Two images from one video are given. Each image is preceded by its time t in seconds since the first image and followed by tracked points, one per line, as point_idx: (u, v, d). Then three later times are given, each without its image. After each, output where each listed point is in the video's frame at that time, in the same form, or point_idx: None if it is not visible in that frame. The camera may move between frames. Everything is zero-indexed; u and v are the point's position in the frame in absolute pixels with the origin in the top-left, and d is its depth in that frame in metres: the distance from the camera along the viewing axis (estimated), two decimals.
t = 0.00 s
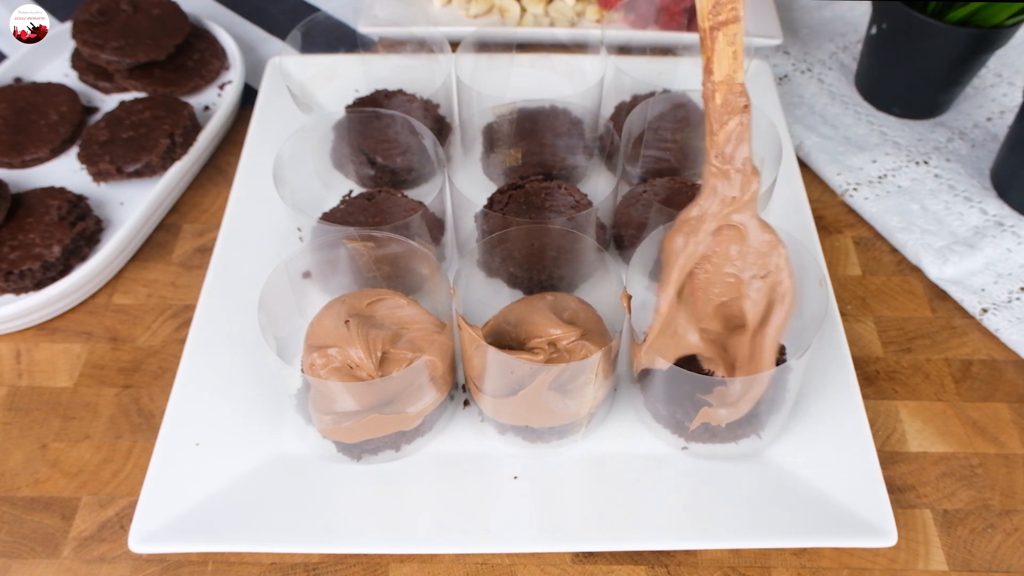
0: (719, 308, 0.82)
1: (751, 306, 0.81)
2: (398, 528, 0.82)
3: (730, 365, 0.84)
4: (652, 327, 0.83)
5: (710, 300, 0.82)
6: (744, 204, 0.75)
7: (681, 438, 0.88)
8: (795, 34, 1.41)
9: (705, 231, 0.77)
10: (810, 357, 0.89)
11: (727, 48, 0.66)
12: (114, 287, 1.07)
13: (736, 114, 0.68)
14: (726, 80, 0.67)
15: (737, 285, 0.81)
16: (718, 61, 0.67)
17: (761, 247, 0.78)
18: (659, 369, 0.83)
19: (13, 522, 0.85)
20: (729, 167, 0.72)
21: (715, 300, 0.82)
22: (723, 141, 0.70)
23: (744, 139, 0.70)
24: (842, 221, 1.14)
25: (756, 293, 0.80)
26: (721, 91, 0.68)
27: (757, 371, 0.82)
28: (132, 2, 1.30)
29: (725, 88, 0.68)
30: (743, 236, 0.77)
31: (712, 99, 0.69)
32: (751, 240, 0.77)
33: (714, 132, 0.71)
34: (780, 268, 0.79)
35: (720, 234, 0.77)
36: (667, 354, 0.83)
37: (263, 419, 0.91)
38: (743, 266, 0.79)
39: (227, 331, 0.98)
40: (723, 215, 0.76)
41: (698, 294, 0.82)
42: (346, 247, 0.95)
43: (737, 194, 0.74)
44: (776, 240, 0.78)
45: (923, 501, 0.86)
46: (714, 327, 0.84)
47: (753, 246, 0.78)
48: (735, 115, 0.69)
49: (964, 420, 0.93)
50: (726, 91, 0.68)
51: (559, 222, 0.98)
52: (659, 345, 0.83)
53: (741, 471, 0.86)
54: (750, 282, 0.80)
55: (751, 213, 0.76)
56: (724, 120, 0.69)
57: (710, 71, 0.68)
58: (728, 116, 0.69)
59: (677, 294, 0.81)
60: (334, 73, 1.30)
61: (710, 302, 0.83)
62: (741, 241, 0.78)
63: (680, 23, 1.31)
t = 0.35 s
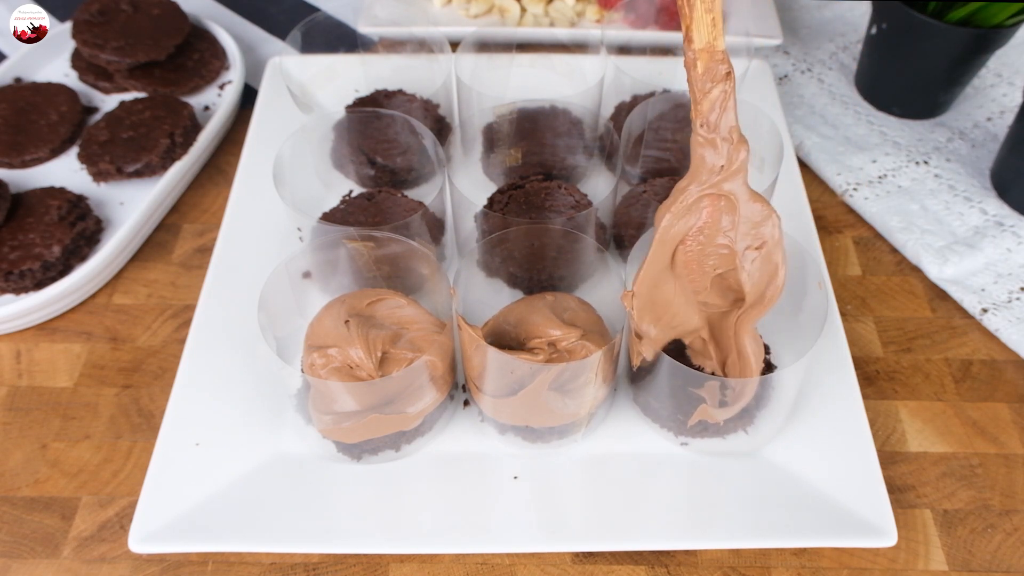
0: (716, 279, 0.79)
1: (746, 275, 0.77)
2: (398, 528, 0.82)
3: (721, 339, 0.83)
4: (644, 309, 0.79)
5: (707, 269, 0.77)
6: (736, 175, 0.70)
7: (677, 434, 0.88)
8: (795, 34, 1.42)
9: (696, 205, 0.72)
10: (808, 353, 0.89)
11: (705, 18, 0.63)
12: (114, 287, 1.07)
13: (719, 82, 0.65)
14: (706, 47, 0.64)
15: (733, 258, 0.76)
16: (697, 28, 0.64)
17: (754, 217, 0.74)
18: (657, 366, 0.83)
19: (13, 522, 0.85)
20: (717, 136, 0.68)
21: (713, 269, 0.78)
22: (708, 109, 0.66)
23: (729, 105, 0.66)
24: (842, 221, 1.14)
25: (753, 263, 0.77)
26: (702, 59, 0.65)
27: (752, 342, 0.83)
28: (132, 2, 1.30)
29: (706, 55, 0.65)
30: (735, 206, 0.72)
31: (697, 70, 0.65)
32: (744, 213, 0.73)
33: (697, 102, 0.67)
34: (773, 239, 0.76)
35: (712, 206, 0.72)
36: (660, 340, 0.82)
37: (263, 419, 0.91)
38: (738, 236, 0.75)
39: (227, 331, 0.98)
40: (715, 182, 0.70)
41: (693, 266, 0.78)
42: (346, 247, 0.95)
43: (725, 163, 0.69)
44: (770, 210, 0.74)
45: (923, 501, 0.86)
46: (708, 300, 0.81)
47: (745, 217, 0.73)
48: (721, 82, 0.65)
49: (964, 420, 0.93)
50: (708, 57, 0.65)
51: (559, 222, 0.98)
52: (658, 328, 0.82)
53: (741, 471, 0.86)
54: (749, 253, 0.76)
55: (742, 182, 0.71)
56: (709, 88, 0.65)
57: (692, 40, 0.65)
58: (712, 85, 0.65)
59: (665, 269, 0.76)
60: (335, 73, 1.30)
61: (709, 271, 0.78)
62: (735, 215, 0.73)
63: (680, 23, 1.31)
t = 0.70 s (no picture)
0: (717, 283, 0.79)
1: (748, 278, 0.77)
2: (398, 528, 0.82)
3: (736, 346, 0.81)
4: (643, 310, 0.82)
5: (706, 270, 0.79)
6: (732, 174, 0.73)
7: (677, 434, 0.88)
8: (795, 34, 1.41)
9: (690, 209, 0.76)
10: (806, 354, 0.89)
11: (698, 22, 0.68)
12: (114, 287, 1.07)
13: (711, 85, 0.69)
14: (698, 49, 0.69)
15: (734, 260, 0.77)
16: (686, 33, 0.69)
17: (752, 219, 0.75)
18: (658, 367, 0.83)
19: (13, 522, 0.85)
20: (710, 138, 0.71)
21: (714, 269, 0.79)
22: (700, 112, 0.70)
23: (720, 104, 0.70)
24: (842, 221, 1.14)
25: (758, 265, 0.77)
26: (693, 63, 0.69)
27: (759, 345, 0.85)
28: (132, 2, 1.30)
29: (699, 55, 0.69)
30: (732, 208, 0.74)
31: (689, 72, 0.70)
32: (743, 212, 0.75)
33: (691, 105, 0.71)
34: (772, 242, 0.76)
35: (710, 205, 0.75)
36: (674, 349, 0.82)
37: (263, 419, 0.91)
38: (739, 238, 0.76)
39: (227, 331, 0.98)
40: (710, 185, 0.73)
41: (693, 271, 0.79)
42: (346, 247, 0.95)
43: (719, 165, 0.72)
44: (769, 211, 0.74)
45: (923, 501, 0.86)
46: (711, 304, 0.81)
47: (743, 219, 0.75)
48: (711, 86, 0.69)
49: (964, 420, 0.93)
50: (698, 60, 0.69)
51: (559, 222, 0.98)
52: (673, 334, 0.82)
53: (741, 471, 0.86)
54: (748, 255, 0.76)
55: (738, 185, 0.73)
56: (700, 92, 0.70)
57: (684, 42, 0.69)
58: (704, 88, 0.70)
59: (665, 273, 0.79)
60: (334, 73, 1.30)
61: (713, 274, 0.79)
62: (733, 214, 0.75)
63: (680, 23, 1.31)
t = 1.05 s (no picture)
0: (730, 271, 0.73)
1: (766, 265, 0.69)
2: (398, 527, 0.82)
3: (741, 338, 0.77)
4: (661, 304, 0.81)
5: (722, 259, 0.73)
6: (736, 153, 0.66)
7: (677, 433, 0.88)
8: (795, 34, 1.42)
9: (697, 192, 0.70)
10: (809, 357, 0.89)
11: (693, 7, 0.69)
12: (114, 287, 1.07)
13: (708, 61, 0.66)
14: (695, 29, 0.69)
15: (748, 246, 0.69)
16: (679, 13, 0.70)
17: (761, 202, 0.67)
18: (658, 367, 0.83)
19: (13, 522, 0.85)
20: (710, 118, 0.67)
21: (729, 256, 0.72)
22: (699, 91, 0.67)
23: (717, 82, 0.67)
24: (843, 221, 1.14)
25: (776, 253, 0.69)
26: (687, 42, 0.69)
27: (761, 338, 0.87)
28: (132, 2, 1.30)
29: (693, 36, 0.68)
30: (738, 192, 0.67)
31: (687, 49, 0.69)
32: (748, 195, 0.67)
33: (689, 86, 0.68)
34: (787, 223, 0.67)
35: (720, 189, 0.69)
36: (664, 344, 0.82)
37: (263, 419, 0.91)
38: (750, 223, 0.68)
39: (227, 331, 0.98)
40: (715, 167, 0.67)
41: (704, 259, 0.74)
42: (346, 248, 0.95)
43: (720, 145, 0.67)
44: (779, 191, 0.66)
45: (923, 501, 0.86)
46: (729, 295, 0.75)
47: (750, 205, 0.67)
48: (710, 62, 0.66)
49: (964, 420, 0.93)
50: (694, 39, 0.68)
51: (559, 222, 0.98)
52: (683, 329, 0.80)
53: (741, 471, 0.86)
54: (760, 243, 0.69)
55: (745, 164, 0.66)
56: (697, 71, 0.68)
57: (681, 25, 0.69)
58: (704, 63, 0.67)
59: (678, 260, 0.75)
60: (334, 73, 1.30)
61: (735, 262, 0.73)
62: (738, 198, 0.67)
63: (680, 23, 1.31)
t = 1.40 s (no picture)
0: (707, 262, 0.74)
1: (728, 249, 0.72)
2: (398, 527, 0.82)
3: (732, 322, 0.78)
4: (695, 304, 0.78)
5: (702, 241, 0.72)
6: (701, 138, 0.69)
7: (676, 433, 0.88)
8: (795, 34, 1.42)
9: (676, 179, 0.71)
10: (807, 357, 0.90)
11: None
12: (114, 287, 1.07)
13: (675, 55, 0.67)
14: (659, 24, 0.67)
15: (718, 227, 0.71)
16: (641, 7, 0.68)
17: (734, 191, 0.69)
18: (657, 368, 0.83)
19: (13, 522, 0.85)
20: (679, 110, 0.68)
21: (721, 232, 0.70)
22: (665, 83, 0.68)
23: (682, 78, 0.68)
24: (842, 221, 1.14)
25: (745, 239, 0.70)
26: (652, 37, 0.68)
27: (761, 337, 0.88)
28: (132, 2, 1.30)
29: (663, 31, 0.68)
30: (711, 183, 0.69)
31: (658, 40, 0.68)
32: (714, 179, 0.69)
33: (656, 80, 0.68)
34: (761, 213, 0.70)
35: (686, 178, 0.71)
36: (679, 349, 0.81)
37: (263, 419, 0.91)
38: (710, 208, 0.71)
39: (227, 331, 0.98)
40: (687, 157, 0.69)
41: (681, 251, 0.74)
42: (346, 248, 0.95)
43: (690, 136, 0.68)
44: (751, 180, 0.69)
45: (923, 501, 0.86)
46: (709, 287, 0.76)
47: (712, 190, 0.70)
48: (675, 56, 0.67)
49: (964, 420, 0.93)
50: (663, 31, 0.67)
51: (559, 222, 0.98)
52: (671, 322, 0.81)
53: (741, 470, 0.86)
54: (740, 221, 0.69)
55: (717, 152, 0.68)
56: (662, 66, 0.68)
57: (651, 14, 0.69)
58: (668, 59, 0.67)
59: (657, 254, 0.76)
60: (335, 73, 1.30)
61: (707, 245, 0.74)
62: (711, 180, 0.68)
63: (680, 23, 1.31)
